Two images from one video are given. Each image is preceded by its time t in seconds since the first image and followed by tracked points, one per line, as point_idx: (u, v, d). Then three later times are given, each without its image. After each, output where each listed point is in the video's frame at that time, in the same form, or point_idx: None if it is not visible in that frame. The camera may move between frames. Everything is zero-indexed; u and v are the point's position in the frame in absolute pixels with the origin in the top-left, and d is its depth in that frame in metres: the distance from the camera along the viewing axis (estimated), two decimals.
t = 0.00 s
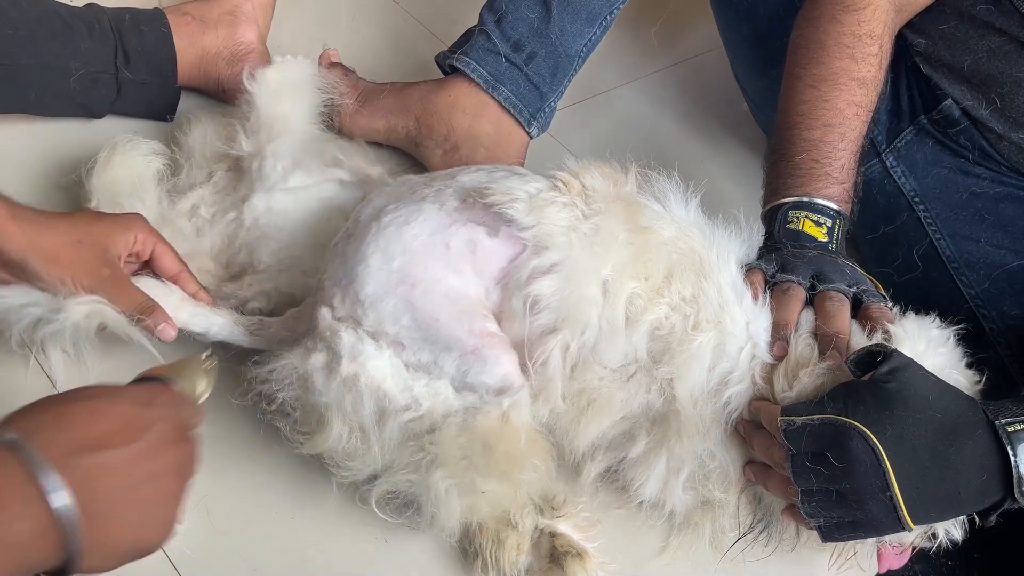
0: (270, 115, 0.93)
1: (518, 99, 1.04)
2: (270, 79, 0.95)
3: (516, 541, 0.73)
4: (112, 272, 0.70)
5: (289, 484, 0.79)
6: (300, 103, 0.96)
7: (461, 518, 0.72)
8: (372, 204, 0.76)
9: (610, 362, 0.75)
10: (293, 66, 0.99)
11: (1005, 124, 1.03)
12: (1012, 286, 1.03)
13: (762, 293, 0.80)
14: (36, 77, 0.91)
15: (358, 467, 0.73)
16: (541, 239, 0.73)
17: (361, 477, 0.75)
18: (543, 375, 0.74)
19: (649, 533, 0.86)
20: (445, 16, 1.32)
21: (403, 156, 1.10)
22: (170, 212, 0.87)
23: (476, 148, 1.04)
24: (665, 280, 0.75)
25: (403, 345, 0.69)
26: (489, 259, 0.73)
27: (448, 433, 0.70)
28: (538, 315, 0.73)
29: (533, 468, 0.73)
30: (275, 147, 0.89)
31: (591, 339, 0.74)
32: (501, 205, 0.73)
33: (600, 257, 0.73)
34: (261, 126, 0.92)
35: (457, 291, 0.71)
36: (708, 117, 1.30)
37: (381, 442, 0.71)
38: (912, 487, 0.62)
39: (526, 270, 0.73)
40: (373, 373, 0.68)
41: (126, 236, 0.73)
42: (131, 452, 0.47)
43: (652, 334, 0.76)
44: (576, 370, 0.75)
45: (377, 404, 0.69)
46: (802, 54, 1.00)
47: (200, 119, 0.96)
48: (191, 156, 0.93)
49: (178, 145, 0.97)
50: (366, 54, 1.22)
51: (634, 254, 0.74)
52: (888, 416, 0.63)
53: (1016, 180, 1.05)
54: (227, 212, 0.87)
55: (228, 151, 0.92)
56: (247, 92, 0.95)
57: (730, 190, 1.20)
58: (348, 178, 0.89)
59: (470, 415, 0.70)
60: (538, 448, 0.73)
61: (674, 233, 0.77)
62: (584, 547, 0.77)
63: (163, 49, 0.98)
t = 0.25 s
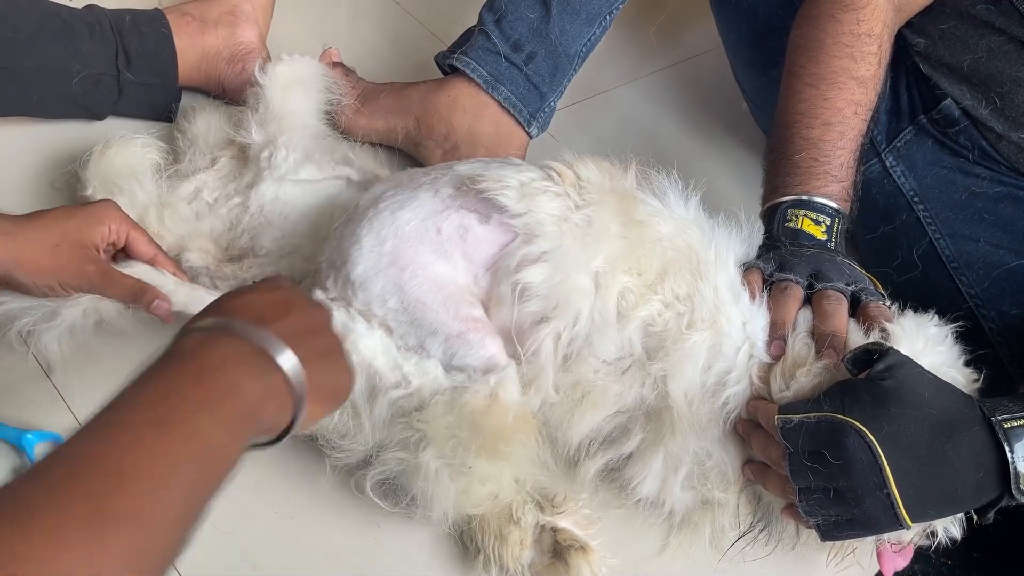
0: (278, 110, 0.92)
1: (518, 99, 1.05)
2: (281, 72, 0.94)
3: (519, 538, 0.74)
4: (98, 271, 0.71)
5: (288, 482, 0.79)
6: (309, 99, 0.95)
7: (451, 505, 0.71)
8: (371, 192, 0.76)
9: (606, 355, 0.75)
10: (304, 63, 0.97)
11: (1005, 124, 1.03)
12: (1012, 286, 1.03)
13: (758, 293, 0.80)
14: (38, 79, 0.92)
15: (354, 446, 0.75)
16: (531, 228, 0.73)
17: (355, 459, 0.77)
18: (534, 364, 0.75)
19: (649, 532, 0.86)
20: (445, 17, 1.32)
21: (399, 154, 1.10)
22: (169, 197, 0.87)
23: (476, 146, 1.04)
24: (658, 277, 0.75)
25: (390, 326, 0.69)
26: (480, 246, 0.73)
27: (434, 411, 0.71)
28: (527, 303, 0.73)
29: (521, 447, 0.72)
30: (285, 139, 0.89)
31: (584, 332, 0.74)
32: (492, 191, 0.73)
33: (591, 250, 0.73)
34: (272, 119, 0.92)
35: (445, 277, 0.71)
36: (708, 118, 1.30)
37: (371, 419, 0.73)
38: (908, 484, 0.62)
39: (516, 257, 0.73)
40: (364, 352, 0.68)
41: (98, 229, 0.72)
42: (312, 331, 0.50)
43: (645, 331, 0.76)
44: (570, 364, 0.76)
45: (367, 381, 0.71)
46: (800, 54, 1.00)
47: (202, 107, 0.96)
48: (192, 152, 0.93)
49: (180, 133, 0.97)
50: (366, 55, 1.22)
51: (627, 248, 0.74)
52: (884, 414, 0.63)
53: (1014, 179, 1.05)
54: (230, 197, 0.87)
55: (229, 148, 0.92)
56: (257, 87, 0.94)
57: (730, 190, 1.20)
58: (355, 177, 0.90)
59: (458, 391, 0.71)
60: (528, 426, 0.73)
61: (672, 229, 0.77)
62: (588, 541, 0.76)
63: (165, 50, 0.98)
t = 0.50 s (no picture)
0: (277, 108, 0.92)
1: (517, 99, 1.04)
2: (280, 72, 0.94)
3: (517, 539, 0.74)
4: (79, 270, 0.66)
5: (289, 483, 0.79)
6: (308, 98, 0.95)
7: (452, 509, 0.72)
8: (369, 195, 0.77)
9: (605, 360, 0.75)
10: (302, 61, 0.97)
11: (1005, 124, 1.03)
12: (1012, 286, 1.03)
13: (758, 295, 0.80)
14: (37, 79, 0.91)
15: (353, 450, 0.75)
16: (530, 234, 0.72)
17: (354, 463, 0.77)
18: (534, 369, 0.75)
19: (648, 533, 0.86)
20: (444, 16, 1.32)
21: (400, 155, 1.10)
22: (168, 197, 0.86)
23: (475, 147, 1.04)
24: (659, 280, 0.75)
25: (385, 330, 0.71)
26: (478, 251, 0.73)
27: (432, 414, 0.71)
28: (527, 310, 0.73)
29: (518, 449, 0.72)
30: (285, 139, 0.89)
31: (585, 337, 0.74)
32: (490, 197, 0.73)
33: (592, 255, 0.73)
34: (271, 119, 0.91)
35: (440, 282, 0.72)
36: (708, 117, 1.30)
37: (367, 421, 0.73)
38: (906, 488, 0.62)
39: (515, 264, 0.73)
40: (360, 355, 0.70)
41: (68, 229, 0.68)
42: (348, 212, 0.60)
43: (645, 334, 0.76)
44: (571, 368, 0.76)
45: (363, 384, 0.72)
46: (801, 54, 1.00)
47: (202, 107, 0.96)
48: (192, 153, 0.93)
49: (179, 134, 0.97)
50: (366, 55, 1.22)
51: (627, 252, 0.73)
52: (882, 418, 0.63)
53: (1014, 179, 1.05)
54: (230, 197, 0.87)
55: (228, 150, 0.92)
56: (257, 87, 0.94)
57: (730, 190, 1.20)
58: (355, 176, 0.90)
59: (455, 395, 0.71)
60: (524, 428, 0.72)
61: (671, 231, 0.77)
62: (585, 543, 0.77)
63: (165, 51, 0.98)
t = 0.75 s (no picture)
0: (276, 107, 0.91)
1: (517, 99, 1.04)
2: (280, 72, 0.94)
3: (516, 541, 0.74)
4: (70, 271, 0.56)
5: (290, 485, 0.79)
6: (309, 98, 0.95)
7: (454, 514, 0.72)
8: (368, 203, 0.76)
9: (606, 364, 0.75)
10: (303, 61, 0.97)
11: (1004, 124, 1.03)
12: (1011, 286, 1.03)
13: (758, 296, 0.80)
14: (36, 79, 0.91)
15: (354, 459, 0.75)
16: (532, 241, 0.72)
17: (355, 469, 0.76)
18: (536, 375, 0.74)
19: (649, 535, 0.86)
20: (444, 16, 1.31)
21: (400, 156, 1.10)
22: (167, 197, 0.86)
23: (476, 148, 1.04)
24: (659, 283, 0.75)
25: (386, 339, 0.71)
26: (478, 259, 0.73)
27: (431, 422, 0.71)
28: (530, 318, 0.73)
29: (519, 458, 0.72)
30: (284, 139, 0.90)
31: (587, 342, 0.74)
32: (491, 206, 0.72)
33: (593, 260, 0.73)
34: (270, 119, 0.91)
35: (440, 290, 0.71)
36: (707, 117, 1.30)
37: (366, 430, 0.73)
38: (906, 492, 0.62)
39: (516, 272, 0.72)
40: (357, 363, 0.70)
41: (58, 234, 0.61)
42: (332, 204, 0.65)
43: (647, 337, 0.76)
44: (572, 373, 0.75)
45: (361, 395, 0.72)
46: (801, 54, 1.00)
47: (201, 108, 0.96)
48: (191, 154, 0.93)
49: (179, 134, 0.97)
50: (366, 54, 1.22)
51: (629, 256, 0.73)
52: (883, 422, 0.63)
53: (1013, 179, 1.05)
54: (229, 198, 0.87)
55: (227, 151, 0.92)
56: (256, 86, 0.94)
57: (729, 190, 1.20)
58: (353, 176, 0.90)
59: (453, 403, 0.71)
60: (524, 435, 0.72)
61: (672, 233, 0.76)
62: (584, 546, 0.77)
63: (164, 50, 0.98)
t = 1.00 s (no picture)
0: (275, 108, 0.91)
1: (517, 99, 1.04)
2: (280, 72, 0.94)
3: (516, 541, 0.74)
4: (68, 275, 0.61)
5: (291, 486, 0.79)
6: (309, 97, 0.95)
7: (456, 517, 0.72)
8: (369, 209, 0.76)
9: (609, 368, 0.75)
10: (304, 62, 0.97)
11: (1004, 124, 1.03)
12: (1011, 286, 1.03)
13: (759, 298, 0.80)
14: (36, 79, 0.91)
15: (357, 465, 0.75)
16: (535, 247, 0.72)
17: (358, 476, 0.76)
18: (540, 380, 0.75)
19: (650, 536, 0.86)
20: (444, 17, 1.32)
21: (401, 157, 1.10)
22: (167, 199, 0.86)
23: (476, 148, 1.04)
24: (663, 285, 0.75)
25: (389, 347, 0.71)
26: (482, 265, 0.72)
27: (432, 428, 0.70)
28: (534, 323, 0.73)
29: (520, 465, 0.72)
30: (283, 140, 0.90)
31: (590, 346, 0.74)
32: (495, 213, 0.71)
33: (596, 264, 0.72)
34: (270, 120, 0.91)
35: (445, 297, 0.71)
36: (707, 117, 1.30)
37: (368, 437, 0.73)
38: (906, 494, 0.62)
39: (520, 277, 0.72)
40: (358, 369, 0.70)
41: (54, 232, 0.63)
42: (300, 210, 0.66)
43: (649, 338, 0.76)
44: (575, 376, 0.76)
45: (363, 401, 0.72)
46: (802, 55, 1.00)
47: (201, 109, 0.96)
48: (191, 155, 0.93)
49: (178, 135, 0.97)
50: (366, 55, 1.22)
51: (631, 259, 0.73)
52: (882, 424, 0.63)
53: (1013, 179, 1.05)
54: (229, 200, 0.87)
55: (227, 153, 0.92)
56: (256, 86, 0.94)
57: (730, 190, 1.20)
58: (352, 176, 0.90)
59: (456, 408, 0.71)
60: (526, 441, 0.72)
61: (673, 235, 0.76)
62: (583, 547, 0.77)
63: (164, 51, 0.98)
